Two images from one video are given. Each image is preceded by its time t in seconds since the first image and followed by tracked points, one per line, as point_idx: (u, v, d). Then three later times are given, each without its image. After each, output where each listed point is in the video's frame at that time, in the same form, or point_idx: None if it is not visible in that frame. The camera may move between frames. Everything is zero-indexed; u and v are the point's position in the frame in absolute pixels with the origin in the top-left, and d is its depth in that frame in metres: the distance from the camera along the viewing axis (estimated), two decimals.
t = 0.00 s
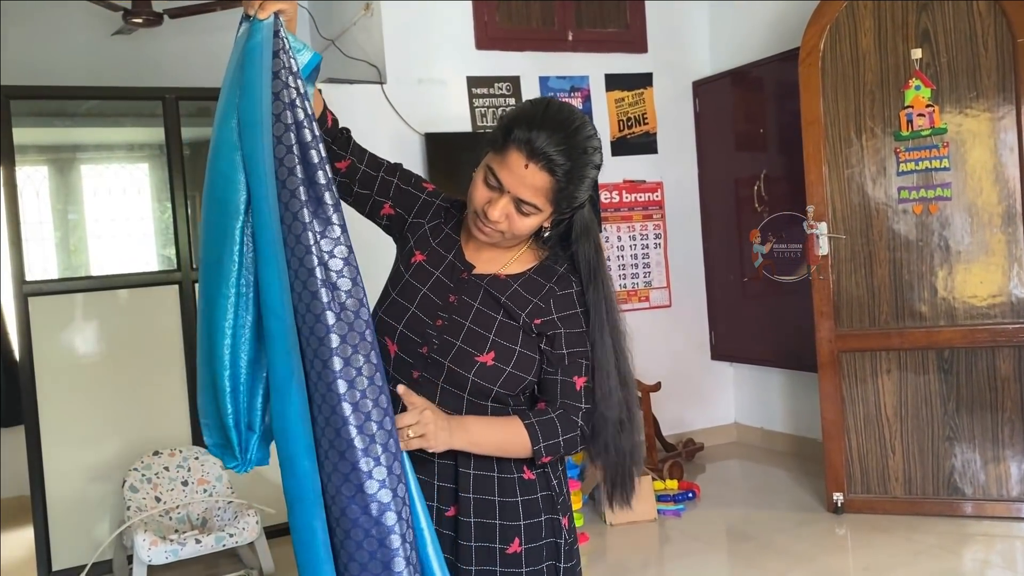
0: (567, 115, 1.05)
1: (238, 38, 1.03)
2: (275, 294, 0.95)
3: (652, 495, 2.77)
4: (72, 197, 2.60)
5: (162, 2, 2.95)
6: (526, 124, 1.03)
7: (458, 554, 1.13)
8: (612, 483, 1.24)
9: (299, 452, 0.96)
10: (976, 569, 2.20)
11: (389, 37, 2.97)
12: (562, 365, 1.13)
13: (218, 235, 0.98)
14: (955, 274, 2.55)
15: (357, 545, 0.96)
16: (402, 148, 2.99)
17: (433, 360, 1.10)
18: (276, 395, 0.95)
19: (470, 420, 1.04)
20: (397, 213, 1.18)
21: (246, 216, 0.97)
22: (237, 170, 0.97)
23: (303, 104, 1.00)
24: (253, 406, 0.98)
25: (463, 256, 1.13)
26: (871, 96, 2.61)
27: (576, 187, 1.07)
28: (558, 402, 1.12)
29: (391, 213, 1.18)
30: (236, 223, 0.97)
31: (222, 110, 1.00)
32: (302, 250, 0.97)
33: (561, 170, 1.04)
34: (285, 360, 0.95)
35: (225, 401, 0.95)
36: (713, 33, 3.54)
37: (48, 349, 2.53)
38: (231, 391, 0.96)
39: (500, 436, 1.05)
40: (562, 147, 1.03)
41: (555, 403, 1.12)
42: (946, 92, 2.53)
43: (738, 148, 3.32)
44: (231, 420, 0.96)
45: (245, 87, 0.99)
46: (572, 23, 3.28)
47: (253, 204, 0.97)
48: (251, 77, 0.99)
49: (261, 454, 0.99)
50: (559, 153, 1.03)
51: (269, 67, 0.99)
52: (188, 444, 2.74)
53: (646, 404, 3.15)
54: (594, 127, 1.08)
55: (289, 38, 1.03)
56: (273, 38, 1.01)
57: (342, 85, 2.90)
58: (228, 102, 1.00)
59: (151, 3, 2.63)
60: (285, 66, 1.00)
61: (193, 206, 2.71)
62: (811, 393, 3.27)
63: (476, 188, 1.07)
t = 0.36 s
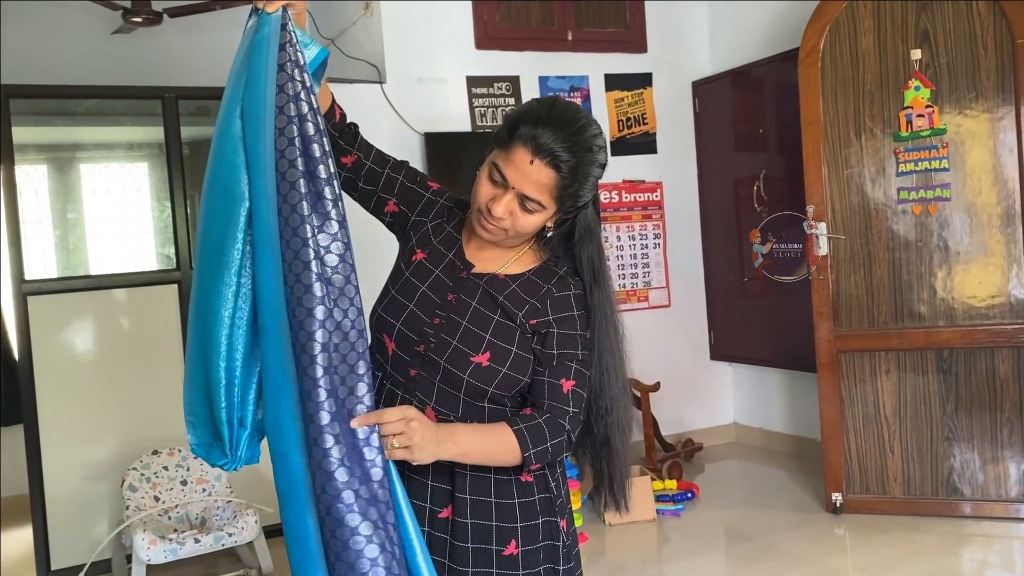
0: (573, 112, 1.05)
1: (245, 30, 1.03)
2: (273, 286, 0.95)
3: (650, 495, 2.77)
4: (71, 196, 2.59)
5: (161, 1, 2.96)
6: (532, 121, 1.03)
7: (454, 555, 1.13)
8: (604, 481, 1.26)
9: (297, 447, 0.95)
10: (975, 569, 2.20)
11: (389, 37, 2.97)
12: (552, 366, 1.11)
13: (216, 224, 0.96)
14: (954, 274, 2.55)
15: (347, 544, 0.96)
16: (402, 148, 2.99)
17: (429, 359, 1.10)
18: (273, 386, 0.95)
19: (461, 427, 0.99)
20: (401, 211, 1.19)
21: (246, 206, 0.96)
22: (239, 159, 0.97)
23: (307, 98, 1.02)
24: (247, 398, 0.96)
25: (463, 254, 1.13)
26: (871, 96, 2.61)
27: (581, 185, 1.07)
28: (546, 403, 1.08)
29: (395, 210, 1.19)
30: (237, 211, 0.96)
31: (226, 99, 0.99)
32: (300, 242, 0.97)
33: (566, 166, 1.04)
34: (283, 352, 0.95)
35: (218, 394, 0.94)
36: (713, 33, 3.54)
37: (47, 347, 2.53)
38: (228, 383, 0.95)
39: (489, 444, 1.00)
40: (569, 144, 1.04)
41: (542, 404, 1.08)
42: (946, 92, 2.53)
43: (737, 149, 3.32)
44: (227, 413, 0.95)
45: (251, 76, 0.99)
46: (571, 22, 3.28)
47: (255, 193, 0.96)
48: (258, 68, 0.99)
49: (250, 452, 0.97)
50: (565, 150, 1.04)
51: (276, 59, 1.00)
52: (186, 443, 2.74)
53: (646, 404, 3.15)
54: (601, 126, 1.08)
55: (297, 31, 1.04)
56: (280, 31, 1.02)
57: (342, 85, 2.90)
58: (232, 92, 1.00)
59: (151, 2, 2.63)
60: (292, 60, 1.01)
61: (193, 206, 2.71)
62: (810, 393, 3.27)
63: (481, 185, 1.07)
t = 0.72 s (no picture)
0: (567, 113, 1.04)
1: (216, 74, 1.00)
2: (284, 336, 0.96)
3: (648, 494, 2.78)
4: (70, 195, 2.60)
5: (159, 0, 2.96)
6: (527, 125, 1.02)
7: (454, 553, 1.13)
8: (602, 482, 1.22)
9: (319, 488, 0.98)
10: (972, 569, 2.20)
11: (388, 36, 2.97)
12: (564, 362, 1.14)
13: (217, 278, 0.96)
14: (952, 274, 2.55)
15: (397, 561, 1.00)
16: (400, 147, 2.98)
17: (436, 361, 1.10)
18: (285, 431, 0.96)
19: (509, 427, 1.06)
20: (394, 215, 1.17)
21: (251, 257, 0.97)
22: (232, 209, 0.96)
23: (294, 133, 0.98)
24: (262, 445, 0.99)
25: (464, 255, 1.13)
26: (870, 96, 2.61)
27: (578, 187, 1.07)
28: (574, 401, 1.14)
29: (388, 214, 1.18)
30: (236, 263, 0.96)
31: (205, 150, 0.98)
32: (312, 285, 0.96)
33: (563, 171, 1.04)
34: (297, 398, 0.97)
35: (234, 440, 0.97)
36: (713, 33, 3.54)
37: (44, 346, 2.53)
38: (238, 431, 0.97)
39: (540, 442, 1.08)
40: (563, 148, 1.03)
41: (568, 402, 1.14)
42: (944, 92, 2.53)
43: (736, 148, 3.32)
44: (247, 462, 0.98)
45: (231, 120, 0.97)
46: (570, 22, 3.28)
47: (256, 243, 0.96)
48: (237, 112, 0.97)
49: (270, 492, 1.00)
50: (560, 154, 1.03)
51: (254, 102, 0.97)
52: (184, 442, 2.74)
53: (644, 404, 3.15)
54: (597, 126, 1.07)
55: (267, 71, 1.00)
56: (253, 72, 0.98)
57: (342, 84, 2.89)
58: (212, 138, 0.98)
59: None
60: (269, 102, 0.98)
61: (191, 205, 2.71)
62: (808, 393, 3.27)
63: (477, 189, 1.07)
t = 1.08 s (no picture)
0: (565, 123, 1.04)
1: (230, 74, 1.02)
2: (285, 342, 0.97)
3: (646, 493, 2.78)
4: (67, 194, 2.59)
5: None
6: (525, 137, 1.01)
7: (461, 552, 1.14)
8: (624, 477, 1.22)
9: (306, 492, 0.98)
10: (970, 569, 2.20)
11: (386, 35, 2.97)
12: (568, 360, 1.15)
13: (213, 279, 0.97)
14: (950, 274, 2.56)
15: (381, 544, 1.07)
16: (398, 146, 2.98)
17: (436, 364, 1.10)
18: (275, 434, 0.97)
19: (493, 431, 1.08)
20: (386, 216, 1.18)
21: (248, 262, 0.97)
22: (236, 212, 0.98)
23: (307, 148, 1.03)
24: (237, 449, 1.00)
25: (462, 257, 1.13)
26: (868, 97, 2.62)
27: (577, 196, 1.07)
28: (580, 396, 1.15)
29: (380, 216, 1.18)
30: (236, 265, 0.97)
31: (214, 150, 0.99)
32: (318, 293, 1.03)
33: (562, 184, 1.04)
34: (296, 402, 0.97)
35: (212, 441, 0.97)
36: (710, 33, 3.54)
37: (42, 345, 2.53)
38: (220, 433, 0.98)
39: (524, 440, 1.10)
40: (563, 162, 1.02)
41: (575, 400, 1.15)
42: (942, 92, 2.54)
43: (734, 148, 3.32)
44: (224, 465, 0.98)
45: (245, 122, 0.99)
46: (569, 22, 3.28)
47: (258, 248, 0.97)
48: (257, 115, 0.99)
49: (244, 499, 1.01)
50: (560, 167, 1.02)
51: (275, 106, 1.00)
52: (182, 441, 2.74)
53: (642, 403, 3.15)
54: (592, 132, 1.07)
55: (289, 77, 1.04)
56: (275, 77, 1.01)
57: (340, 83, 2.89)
58: (221, 138, 1.00)
59: None
60: (288, 112, 1.02)
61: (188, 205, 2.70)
62: (805, 393, 3.27)
63: (473, 201, 1.06)
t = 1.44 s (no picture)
0: (558, 124, 1.03)
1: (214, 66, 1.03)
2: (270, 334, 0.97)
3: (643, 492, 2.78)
4: (64, 191, 2.59)
5: None
6: (519, 139, 1.01)
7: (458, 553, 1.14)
8: (614, 477, 1.21)
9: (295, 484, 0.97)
10: (967, 568, 2.20)
11: (384, 33, 2.96)
12: (564, 362, 1.15)
13: (204, 272, 0.97)
14: (947, 274, 2.56)
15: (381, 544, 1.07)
16: (397, 144, 2.98)
17: (431, 364, 1.10)
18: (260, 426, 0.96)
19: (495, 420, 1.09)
20: (382, 213, 1.18)
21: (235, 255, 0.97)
22: (223, 204, 0.98)
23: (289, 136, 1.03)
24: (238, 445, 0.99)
25: (458, 256, 1.12)
26: (866, 96, 2.61)
27: (571, 197, 1.07)
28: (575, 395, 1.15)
29: (376, 213, 1.18)
30: (225, 257, 0.97)
31: (200, 142, 1.00)
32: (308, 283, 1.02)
33: (556, 187, 1.03)
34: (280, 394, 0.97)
35: (213, 439, 0.97)
36: (709, 32, 3.54)
37: (39, 343, 2.52)
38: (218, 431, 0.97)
39: (526, 431, 1.10)
40: (557, 164, 1.02)
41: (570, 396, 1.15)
42: (940, 92, 2.54)
43: (732, 148, 3.32)
44: (225, 460, 0.97)
45: (228, 112, 0.99)
46: (567, 20, 3.27)
47: (245, 236, 0.97)
48: (239, 105, 0.99)
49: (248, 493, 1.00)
50: (554, 169, 1.02)
51: (257, 95, 1.00)
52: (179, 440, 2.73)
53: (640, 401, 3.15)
54: (587, 133, 1.06)
55: (271, 65, 1.04)
56: (255, 67, 1.01)
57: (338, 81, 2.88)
58: (207, 131, 1.00)
59: None
60: (270, 99, 1.01)
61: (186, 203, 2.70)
62: (804, 392, 3.27)
63: (468, 203, 1.06)
